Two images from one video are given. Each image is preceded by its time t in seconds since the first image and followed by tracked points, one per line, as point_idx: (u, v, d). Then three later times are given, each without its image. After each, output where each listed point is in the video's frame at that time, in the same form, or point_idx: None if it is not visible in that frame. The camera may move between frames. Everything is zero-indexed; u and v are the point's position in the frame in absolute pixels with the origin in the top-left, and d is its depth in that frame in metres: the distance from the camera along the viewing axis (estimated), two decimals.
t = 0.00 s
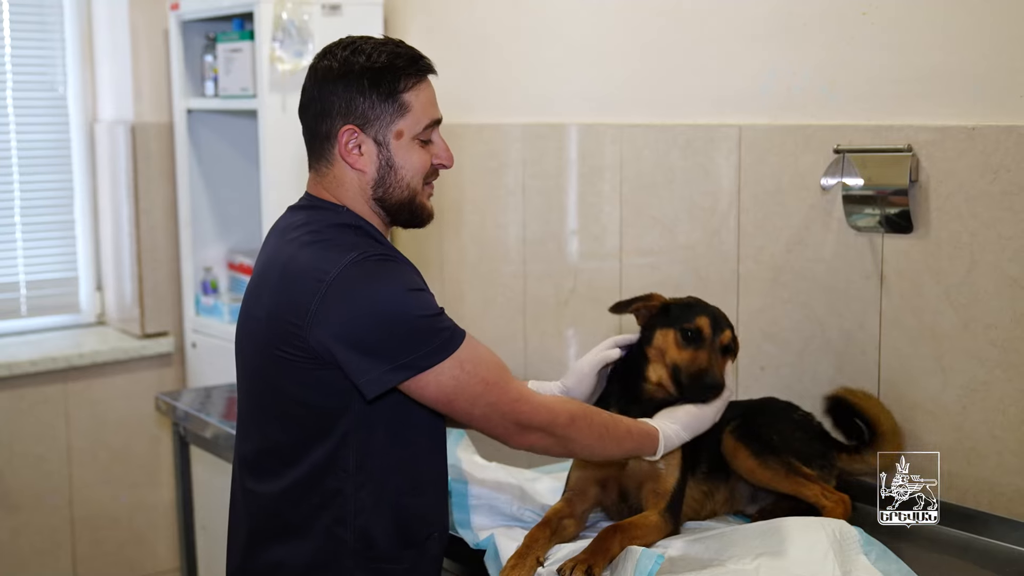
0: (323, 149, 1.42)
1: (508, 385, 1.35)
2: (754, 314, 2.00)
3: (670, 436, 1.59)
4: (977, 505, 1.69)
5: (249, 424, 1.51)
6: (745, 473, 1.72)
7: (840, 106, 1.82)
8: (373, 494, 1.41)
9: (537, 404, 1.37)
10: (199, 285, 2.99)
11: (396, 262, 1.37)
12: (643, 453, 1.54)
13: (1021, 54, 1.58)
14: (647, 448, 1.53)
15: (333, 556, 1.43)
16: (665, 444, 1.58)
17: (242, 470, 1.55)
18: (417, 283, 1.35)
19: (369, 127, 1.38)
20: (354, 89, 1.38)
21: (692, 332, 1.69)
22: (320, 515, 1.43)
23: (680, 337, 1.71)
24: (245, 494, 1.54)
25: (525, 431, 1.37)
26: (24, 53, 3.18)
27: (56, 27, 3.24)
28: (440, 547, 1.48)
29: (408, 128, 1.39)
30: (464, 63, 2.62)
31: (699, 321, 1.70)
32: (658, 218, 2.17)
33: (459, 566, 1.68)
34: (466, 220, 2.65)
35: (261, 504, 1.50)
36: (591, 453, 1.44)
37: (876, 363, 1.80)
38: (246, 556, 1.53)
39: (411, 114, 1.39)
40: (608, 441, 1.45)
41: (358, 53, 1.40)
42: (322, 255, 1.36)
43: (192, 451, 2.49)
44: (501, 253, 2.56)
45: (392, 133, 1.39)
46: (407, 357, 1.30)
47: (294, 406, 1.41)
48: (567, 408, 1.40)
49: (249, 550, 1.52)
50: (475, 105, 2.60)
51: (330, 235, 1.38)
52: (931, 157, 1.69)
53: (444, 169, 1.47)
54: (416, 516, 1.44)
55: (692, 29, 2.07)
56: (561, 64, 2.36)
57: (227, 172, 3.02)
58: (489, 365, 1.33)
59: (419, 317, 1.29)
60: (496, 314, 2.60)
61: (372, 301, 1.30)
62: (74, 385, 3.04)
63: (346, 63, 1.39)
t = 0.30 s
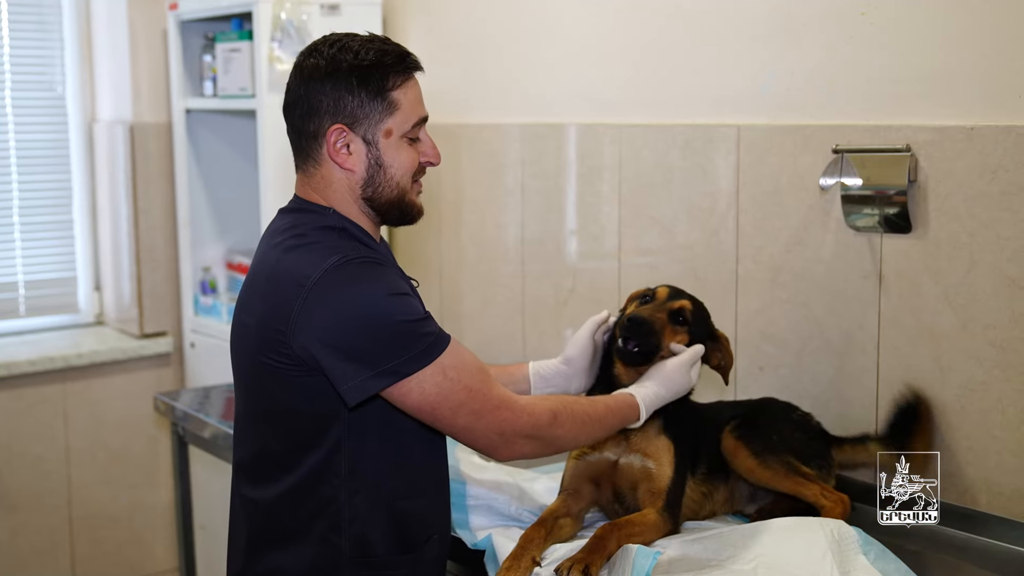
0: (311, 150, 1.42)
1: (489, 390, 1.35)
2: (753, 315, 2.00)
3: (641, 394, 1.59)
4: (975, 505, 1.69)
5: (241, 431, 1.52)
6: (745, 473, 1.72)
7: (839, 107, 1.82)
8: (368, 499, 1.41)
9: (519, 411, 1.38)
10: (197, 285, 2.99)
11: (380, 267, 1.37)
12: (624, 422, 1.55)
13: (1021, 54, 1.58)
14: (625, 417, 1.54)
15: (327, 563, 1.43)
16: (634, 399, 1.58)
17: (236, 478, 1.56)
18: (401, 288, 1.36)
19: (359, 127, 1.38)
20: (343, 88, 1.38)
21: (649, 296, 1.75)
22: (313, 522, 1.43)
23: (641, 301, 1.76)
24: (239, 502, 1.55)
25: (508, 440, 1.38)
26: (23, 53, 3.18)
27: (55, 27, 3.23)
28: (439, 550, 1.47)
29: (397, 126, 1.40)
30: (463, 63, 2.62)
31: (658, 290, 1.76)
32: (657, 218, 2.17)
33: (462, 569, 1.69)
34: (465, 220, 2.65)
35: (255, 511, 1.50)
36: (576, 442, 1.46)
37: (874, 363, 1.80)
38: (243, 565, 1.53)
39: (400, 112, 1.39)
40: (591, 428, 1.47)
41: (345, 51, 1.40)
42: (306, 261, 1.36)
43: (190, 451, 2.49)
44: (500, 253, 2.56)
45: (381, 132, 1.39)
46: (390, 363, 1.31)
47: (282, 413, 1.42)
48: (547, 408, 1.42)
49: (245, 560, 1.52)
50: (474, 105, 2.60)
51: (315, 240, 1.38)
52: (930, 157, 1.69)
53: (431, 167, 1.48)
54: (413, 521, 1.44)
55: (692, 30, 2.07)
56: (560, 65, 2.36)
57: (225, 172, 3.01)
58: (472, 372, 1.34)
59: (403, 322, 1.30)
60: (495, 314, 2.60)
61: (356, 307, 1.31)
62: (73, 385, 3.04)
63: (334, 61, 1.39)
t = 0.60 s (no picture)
0: (303, 148, 1.42)
1: (491, 376, 1.35)
2: (752, 315, 2.00)
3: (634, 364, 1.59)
4: (973, 505, 1.70)
5: (242, 429, 1.52)
6: (743, 472, 1.71)
7: (838, 107, 1.82)
8: (366, 493, 1.41)
9: (523, 391, 1.39)
10: (196, 286, 2.99)
11: (377, 260, 1.38)
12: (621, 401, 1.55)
13: (1020, 54, 1.58)
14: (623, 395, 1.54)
15: (328, 557, 1.42)
16: (626, 369, 1.57)
17: (238, 475, 1.56)
18: (399, 279, 1.36)
19: (349, 123, 1.38)
20: (332, 85, 1.38)
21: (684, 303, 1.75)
22: (313, 517, 1.43)
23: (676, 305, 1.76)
24: (241, 499, 1.55)
25: (512, 424, 1.38)
26: (22, 53, 3.17)
27: (54, 27, 3.23)
28: (439, 543, 1.47)
29: (388, 121, 1.39)
30: (462, 63, 2.62)
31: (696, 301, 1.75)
32: (656, 218, 2.17)
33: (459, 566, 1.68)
34: (464, 220, 2.65)
35: (256, 507, 1.50)
36: (579, 420, 1.46)
37: (873, 363, 1.81)
38: (243, 564, 1.52)
39: (389, 108, 1.39)
40: (591, 407, 1.47)
41: (334, 49, 1.40)
42: (305, 255, 1.37)
43: (189, 451, 2.49)
44: (499, 253, 2.56)
45: (371, 127, 1.39)
46: (389, 353, 1.31)
47: (282, 408, 1.42)
48: (550, 387, 1.42)
49: (247, 554, 1.52)
50: (473, 105, 2.60)
51: (313, 235, 1.39)
52: (928, 157, 1.69)
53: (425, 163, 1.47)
54: (411, 516, 1.44)
55: (690, 30, 2.07)
56: (559, 64, 2.36)
57: (224, 171, 3.01)
58: (473, 359, 1.34)
59: (401, 313, 1.30)
60: (494, 314, 2.60)
61: (353, 298, 1.31)
62: (72, 385, 3.04)
63: (322, 60, 1.39)
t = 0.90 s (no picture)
0: (300, 148, 1.43)
1: (492, 375, 1.35)
2: (751, 315, 2.00)
3: (649, 405, 1.57)
4: (972, 505, 1.70)
5: (240, 423, 1.52)
6: (741, 471, 1.71)
7: (837, 107, 1.83)
8: (362, 487, 1.41)
9: (524, 391, 1.38)
10: (195, 286, 2.99)
11: (378, 257, 1.38)
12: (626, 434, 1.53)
13: (1019, 55, 1.58)
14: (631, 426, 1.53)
15: (322, 549, 1.42)
16: (640, 408, 1.55)
17: (234, 470, 1.55)
18: (400, 275, 1.36)
19: (342, 122, 1.39)
20: (324, 85, 1.38)
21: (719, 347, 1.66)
22: (308, 511, 1.43)
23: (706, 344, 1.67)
24: (236, 493, 1.54)
25: (510, 418, 1.38)
26: (21, 53, 3.17)
27: (53, 27, 3.23)
28: (435, 540, 1.47)
29: (382, 119, 1.39)
30: (461, 63, 2.62)
31: (729, 344, 1.67)
32: (655, 218, 2.17)
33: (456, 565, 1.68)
34: (464, 221, 2.65)
35: (252, 502, 1.50)
36: (582, 437, 1.46)
37: (872, 363, 1.81)
38: (235, 558, 1.52)
39: (383, 106, 1.39)
40: (595, 425, 1.46)
41: (325, 50, 1.40)
42: (307, 249, 1.37)
43: (188, 451, 2.49)
44: (498, 253, 2.56)
45: (365, 125, 1.39)
46: (390, 348, 1.31)
47: (281, 403, 1.42)
48: (553, 395, 1.41)
49: (240, 548, 1.51)
50: (472, 105, 2.60)
51: (317, 230, 1.39)
52: (927, 157, 1.69)
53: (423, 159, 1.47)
54: (406, 512, 1.44)
55: (690, 29, 2.07)
56: (558, 65, 2.36)
57: (224, 171, 3.01)
58: (474, 355, 1.34)
59: (401, 308, 1.30)
60: (492, 313, 2.60)
61: (354, 292, 1.31)
62: (71, 385, 3.04)
63: (315, 61, 1.40)
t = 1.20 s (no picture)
0: (305, 148, 1.43)
1: (477, 393, 1.35)
2: (749, 315, 2.01)
3: (633, 419, 1.59)
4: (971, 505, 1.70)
5: (237, 419, 1.53)
6: (739, 472, 1.72)
7: (835, 107, 1.83)
8: (355, 489, 1.41)
9: (504, 415, 1.38)
10: (193, 287, 2.99)
11: (374, 263, 1.38)
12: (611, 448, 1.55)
13: (1017, 56, 1.58)
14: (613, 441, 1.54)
15: (314, 550, 1.42)
16: (624, 420, 1.57)
17: (230, 466, 1.56)
18: (395, 283, 1.36)
19: (346, 124, 1.39)
20: (331, 87, 1.39)
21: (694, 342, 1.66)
22: (300, 511, 1.43)
23: (682, 340, 1.67)
24: (231, 490, 1.55)
25: (489, 439, 1.38)
26: (19, 54, 3.17)
27: (51, 28, 3.23)
28: (430, 545, 1.48)
29: (387, 122, 1.39)
30: (459, 64, 2.62)
31: (705, 336, 1.67)
32: (653, 218, 2.17)
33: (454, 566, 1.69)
34: (462, 221, 2.65)
35: (245, 499, 1.50)
36: (561, 454, 1.46)
37: (870, 363, 1.81)
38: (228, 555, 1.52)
39: (388, 109, 1.39)
40: (574, 444, 1.46)
41: (335, 52, 1.40)
42: (305, 250, 1.37)
43: (186, 452, 2.49)
44: (497, 254, 2.56)
45: (369, 128, 1.39)
46: (380, 355, 1.31)
47: (277, 403, 1.42)
48: (534, 416, 1.41)
49: (233, 545, 1.52)
50: (471, 106, 2.60)
51: (317, 232, 1.40)
52: (925, 158, 1.69)
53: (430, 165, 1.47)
54: (401, 514, 1.44)
55: (689, 30, 2.07)
56: (557, 65, 2.36)
57: (222, 172, 3.01)
58: (460, 371, 1.34)
59: (394, 315, 1.30)
60: (491, 314, 2.60)
61: (347, 297, 1.31)
62: (69, 386, 3.04)
63: (323, 62, 1.40)
